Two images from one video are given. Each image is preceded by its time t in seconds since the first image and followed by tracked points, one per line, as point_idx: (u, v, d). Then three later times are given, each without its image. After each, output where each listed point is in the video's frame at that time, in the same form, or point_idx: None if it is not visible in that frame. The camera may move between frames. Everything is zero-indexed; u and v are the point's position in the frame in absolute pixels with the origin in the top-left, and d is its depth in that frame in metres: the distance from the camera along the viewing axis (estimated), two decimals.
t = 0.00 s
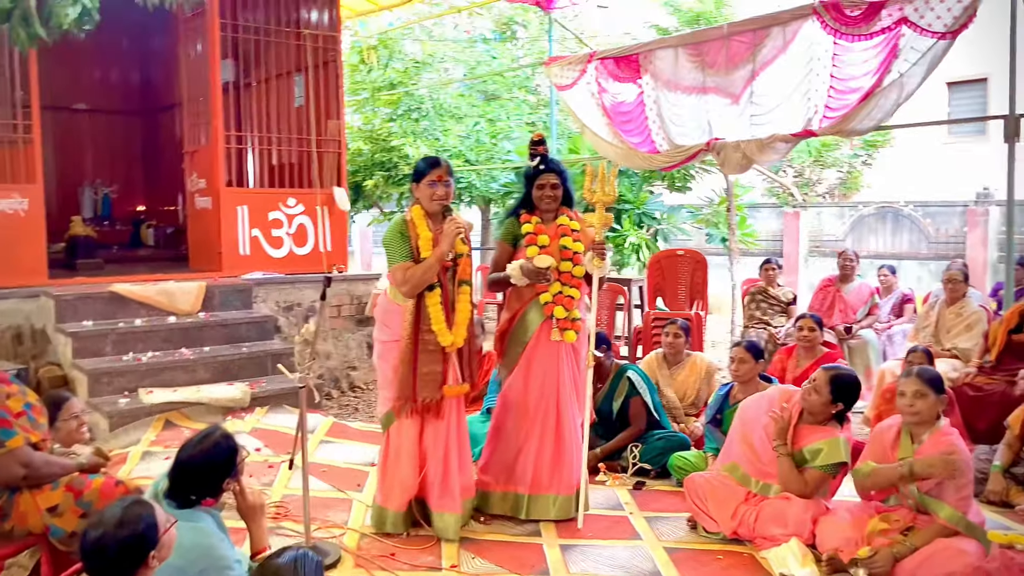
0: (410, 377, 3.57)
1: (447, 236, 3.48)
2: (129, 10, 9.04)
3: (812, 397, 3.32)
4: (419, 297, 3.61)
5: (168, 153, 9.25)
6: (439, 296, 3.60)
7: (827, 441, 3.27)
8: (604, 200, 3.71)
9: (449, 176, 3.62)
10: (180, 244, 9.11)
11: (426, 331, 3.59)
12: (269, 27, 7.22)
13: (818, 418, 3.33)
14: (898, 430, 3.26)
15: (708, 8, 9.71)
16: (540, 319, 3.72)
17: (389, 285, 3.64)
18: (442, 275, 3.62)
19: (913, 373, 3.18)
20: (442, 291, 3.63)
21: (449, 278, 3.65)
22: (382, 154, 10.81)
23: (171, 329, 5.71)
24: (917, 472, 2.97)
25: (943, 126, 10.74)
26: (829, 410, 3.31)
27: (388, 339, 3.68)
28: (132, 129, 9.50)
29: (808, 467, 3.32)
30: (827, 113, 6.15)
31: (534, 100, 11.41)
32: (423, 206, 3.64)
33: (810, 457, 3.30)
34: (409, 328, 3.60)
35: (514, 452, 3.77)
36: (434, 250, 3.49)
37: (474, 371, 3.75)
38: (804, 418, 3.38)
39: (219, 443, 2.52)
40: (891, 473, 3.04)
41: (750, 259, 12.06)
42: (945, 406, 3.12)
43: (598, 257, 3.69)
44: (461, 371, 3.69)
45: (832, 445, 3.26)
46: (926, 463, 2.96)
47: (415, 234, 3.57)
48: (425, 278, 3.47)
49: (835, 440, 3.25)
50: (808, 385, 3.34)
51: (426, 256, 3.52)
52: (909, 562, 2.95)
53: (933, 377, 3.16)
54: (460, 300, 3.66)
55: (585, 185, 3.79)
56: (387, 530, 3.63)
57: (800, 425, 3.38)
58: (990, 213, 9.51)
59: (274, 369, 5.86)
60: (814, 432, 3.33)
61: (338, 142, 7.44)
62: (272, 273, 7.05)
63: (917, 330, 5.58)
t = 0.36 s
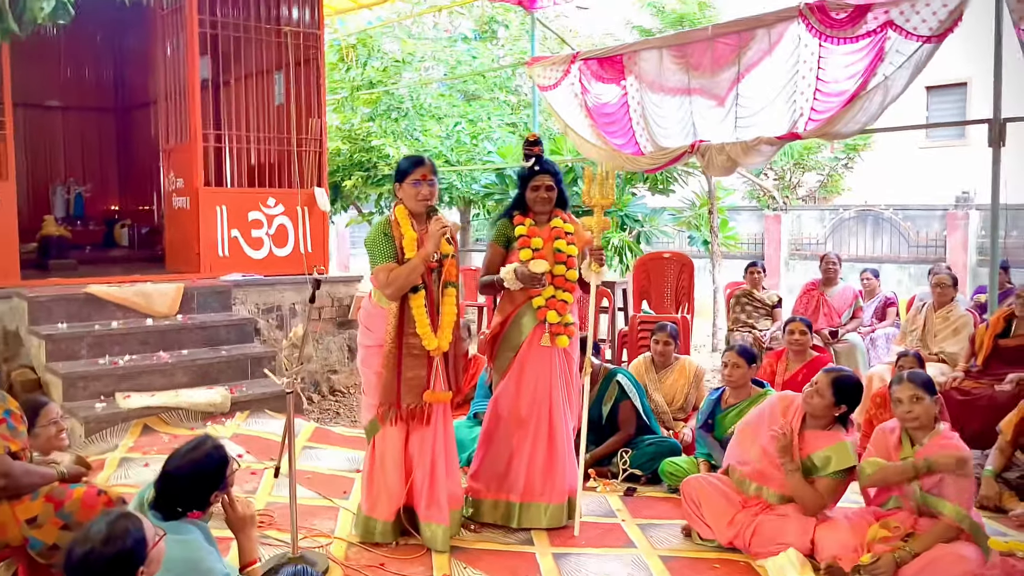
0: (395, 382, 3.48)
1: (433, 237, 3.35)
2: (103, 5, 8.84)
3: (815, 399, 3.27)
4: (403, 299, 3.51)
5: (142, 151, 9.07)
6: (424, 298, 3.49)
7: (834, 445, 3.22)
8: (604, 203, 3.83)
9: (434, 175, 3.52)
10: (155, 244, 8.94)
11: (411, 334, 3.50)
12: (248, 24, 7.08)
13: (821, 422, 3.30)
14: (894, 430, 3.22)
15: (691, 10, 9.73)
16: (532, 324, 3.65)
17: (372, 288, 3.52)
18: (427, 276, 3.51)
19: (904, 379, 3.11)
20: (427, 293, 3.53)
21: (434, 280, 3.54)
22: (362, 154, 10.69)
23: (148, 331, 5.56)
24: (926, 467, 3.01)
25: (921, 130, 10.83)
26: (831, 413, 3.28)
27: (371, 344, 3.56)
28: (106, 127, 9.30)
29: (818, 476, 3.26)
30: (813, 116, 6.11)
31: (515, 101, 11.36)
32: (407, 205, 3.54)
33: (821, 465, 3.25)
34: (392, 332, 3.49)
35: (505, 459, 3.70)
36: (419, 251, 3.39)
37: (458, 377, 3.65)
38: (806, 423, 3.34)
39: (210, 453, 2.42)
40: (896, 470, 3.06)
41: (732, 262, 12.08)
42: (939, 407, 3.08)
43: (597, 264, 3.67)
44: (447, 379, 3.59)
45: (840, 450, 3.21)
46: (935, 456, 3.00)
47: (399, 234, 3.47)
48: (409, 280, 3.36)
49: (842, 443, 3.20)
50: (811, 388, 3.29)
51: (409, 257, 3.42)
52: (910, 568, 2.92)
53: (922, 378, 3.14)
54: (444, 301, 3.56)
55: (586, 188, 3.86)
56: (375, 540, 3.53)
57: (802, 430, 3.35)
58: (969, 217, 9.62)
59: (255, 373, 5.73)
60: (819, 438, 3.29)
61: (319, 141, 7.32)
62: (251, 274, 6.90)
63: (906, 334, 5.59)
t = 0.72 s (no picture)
0: (401, 384, 3.39)
1: (439, 234, 3.27)
2: None
3: (823, 400, 3.23)
4: (410, 298, 3.39)
5: (139, 144, 8.92)
6: (432, 297, 3.37)
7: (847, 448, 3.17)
8: (621, 203, 3.78)
9: (441, 171, 3.41)
10: (152, 238, 8.82)
11: (417, 334, 3.40)
12: (250, 15, 6.94)
13: (831, 423, 3.26)
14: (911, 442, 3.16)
15: (697, 10, 9.67)
16: (543, 326, 3.56)
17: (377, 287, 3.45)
18: (435, 275, 3.41)
19: (917, 387, 3.08)
20: (435, 292, 3.41)
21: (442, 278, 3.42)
22: (362, 150, 10.54)
23: (145, 326, 5.45)
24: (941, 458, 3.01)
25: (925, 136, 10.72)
26: (841, 413, 3.24)
27: (375, 344, 3.48)
28: (103, 120, 9.15)
29: (836, 481, 3.20)
30: (821, 119, 6.03)
31: (516, 99, 11.30)
32: (412, 201, 3.44)
33: (836, 469, 3.19)
34: (399, 333, 3.40)
35: (513, 464, 3.61)
36: (426, 249, 3.30)
37: (467, 378, 3.53)
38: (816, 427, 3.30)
39: (216, 454, 2.32)
40: (913, 473, 3.02)
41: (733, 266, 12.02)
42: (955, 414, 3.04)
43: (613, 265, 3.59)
44: (457, 379, 3.49)
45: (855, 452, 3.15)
46: (952, 450, 2.99)
47: (405, 231, 3.36)
48: (416, 279, 3.26)
49: (855, 444, 3.15)
50: (818, 390, 3.24)
51: (416, 255, 3.31)
52: None
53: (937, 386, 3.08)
54: (453, 299, 3.46)
55: (605, 186, 3.82)
56: (379, 546, 3.43)
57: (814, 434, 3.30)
58: (971, 225, 9.60)
59: (255, 370, 5.64)
60: (830, 441, 3.24)
61: (321, 136, 7.22)
62: (250, 270, 6.78)
63: (914, 341, 5.55)
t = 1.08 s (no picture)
0: (411, 391, 3.23)
1: (451, 237, 3.05)
2: None
3: (830, 399, 3.14)
4: (420, 301, 3.25)
5: (148, 140, 8.79)
6: (442, 300, 3.22)
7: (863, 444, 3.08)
8: (651, 205, 3.51)
9: (459, 170, 3.22)
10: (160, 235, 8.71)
11: (428, 339, 3.25)
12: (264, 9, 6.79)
13: (840, 424, 3.17)
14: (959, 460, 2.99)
15: (717, 12, 9.52)
16: (568, 332, 3.41)
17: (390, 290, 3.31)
18: (447, 277, 3.25)
19: (967, 404, 2.90)
20: (447, 295, 3.26)
21: (455, 281, 3.27)
22: (373, 150, 10.41)
23: (154, 325, 5.32)
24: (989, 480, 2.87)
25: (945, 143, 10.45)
26: (850, 412, 3.15)
27: (389, 351, 3.35)
28: (113, 115, 9.04)
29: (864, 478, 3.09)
30: (845, 124, 5.86)
31: (529, 101, 11.16)
32: (427, 200, 3.27)
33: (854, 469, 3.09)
34: (409, 337, 3.25)
35: (536, 477, 3.45)
36: (437, 250, 3.13)
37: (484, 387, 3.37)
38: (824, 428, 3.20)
39: (232, 467, 2.18)
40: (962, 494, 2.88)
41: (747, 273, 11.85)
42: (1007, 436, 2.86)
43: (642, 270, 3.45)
44: (473, 387, 3.33)
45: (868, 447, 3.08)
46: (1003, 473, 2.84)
47: (417, 232, 3.21)
48: (426, 282, 3.11)
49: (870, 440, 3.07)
50: (826, 389, 3.15)
51: (427, 256, 3.16)
52: None
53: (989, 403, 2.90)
54: (466, 305, 3.27)
55: (632, 187, 3.54)
56: (388, 563, 3.28)
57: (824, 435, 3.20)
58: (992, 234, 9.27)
59: (264, 373, 5.50)
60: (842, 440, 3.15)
61: (335, 133, 7.08)
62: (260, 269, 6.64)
63: (945, 354, 5.40)
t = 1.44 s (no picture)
0: (408, 401, 3.12)
1: (449, 243, 2.95)
2: None
3: (828, 405, 3.07)
4: (417, 311, 3.13)
5: (144, 138, 8.65)
6: (440, 306, 3.10)
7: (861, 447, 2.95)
8: (671, 208, 3.40)
9: (461, 171, 3.10)
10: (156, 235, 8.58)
11: (425, 348, 3.13)
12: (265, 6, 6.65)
13: (839, 431, 3.09)
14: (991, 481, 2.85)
15: (723, 13, 9.43)
16: (582, 338, 3.29)
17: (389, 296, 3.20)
18: (445, 283, 3.13)
19: (1009, 416, 2.85)
20: (445, 301, 3.15)
21: (453, 288, 3.16)
22: (372, 150, 10.28)
23: (152, 328, 5.19)
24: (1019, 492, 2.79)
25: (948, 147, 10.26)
26: (850, 420, 3.07)
27: (389, 358, 3.22)
28: (109, 113, 8.90)
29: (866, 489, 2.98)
30: (854, 127, 5.65)
31: (530, 102, 11.00)
32: (427, 204, 3.16)
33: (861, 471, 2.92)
34: (407, 344, 3.14)
35: (548, 491, 3.33)
36: (436, 257, 3.01)
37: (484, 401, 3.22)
38: (826, 438, 3.12)
39: (239, 485, 2.05)
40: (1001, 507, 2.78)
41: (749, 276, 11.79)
42: None
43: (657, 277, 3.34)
44: (475, 401, 3.20)
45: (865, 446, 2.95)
46: None
47: (415, 236, 3.09)
48: (422, 289, 3.00)
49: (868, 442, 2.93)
50: (824, 396, 3.09)
51: (425, 263, 3.04)
52: None
53: None
54: (466, 315, 3.13)
55: (649, 191, 3.45)
56: None
57: (823, 445, 3.12)
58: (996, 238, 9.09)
59: (264, 378, 5.37)
60: (843, 449, 3.04)
61: (335, 133, 6.93)
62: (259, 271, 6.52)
63: (958, 361, 5.34)
